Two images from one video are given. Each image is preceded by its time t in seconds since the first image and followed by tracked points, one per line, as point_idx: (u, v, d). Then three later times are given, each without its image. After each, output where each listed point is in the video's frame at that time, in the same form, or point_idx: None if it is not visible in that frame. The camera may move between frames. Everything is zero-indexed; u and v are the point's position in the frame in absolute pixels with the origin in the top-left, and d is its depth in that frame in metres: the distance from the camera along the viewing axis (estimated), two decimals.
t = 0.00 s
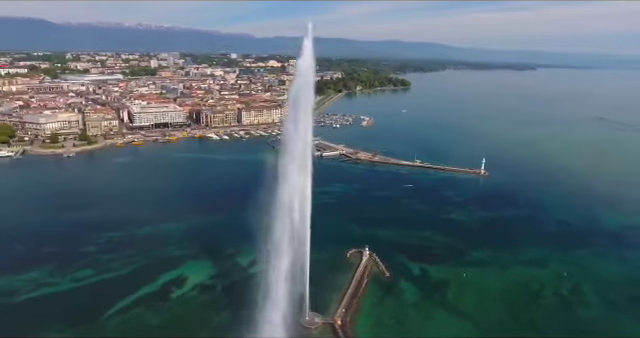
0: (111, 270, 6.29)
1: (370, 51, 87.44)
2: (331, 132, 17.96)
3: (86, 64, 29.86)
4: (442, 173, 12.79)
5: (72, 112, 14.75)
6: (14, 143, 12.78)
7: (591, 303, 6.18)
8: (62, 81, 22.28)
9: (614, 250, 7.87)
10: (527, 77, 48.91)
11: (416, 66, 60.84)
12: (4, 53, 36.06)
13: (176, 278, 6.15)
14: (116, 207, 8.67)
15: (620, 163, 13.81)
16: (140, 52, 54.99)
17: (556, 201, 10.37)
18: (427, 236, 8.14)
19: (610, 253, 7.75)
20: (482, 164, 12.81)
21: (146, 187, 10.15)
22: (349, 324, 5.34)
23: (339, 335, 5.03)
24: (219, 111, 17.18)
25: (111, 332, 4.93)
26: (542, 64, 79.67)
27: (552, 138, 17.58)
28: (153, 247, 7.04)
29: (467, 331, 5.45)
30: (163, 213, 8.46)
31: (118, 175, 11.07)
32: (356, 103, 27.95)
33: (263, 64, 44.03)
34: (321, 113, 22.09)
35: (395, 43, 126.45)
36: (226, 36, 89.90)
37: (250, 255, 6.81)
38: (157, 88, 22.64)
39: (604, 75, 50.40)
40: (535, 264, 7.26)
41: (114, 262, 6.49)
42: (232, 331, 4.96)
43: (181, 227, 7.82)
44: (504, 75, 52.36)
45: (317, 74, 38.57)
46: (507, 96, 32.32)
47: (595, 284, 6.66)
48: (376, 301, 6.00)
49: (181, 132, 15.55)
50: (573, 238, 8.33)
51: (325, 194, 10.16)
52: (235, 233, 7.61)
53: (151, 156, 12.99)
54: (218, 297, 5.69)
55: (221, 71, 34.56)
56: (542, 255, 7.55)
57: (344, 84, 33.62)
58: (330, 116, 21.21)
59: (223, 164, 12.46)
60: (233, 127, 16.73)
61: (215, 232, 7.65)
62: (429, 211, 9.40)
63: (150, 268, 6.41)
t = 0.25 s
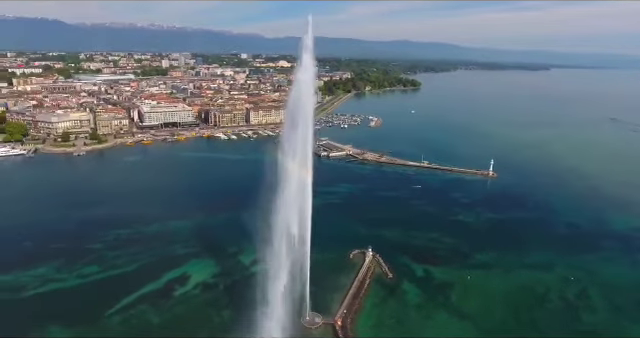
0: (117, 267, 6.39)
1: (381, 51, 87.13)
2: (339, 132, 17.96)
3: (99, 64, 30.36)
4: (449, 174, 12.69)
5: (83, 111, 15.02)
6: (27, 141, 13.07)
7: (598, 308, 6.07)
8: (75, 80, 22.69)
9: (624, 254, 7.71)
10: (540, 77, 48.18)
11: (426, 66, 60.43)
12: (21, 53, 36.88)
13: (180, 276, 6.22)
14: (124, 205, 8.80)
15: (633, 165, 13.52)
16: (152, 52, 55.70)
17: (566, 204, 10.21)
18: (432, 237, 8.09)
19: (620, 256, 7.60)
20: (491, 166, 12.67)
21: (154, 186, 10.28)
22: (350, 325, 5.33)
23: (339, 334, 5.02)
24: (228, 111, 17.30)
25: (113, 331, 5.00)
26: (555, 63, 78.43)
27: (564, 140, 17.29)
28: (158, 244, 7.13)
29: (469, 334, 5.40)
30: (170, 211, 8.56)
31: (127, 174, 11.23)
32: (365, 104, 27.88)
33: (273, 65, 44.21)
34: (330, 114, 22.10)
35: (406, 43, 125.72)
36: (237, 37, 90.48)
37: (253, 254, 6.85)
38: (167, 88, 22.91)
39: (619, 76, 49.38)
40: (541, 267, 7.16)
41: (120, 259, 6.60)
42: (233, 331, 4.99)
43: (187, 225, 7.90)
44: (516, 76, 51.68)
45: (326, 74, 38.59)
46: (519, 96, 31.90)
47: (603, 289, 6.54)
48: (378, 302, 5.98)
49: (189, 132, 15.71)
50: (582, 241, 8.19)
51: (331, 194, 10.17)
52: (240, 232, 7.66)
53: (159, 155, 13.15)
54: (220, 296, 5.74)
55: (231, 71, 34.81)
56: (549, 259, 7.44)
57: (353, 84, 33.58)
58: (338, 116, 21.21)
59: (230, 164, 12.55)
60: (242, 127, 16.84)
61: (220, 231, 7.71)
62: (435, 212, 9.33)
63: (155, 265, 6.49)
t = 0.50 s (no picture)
0: (121, 265, 6.46)
1: (390, 51, 86.88)
2: (345, 132, 17.94)
3: (110, 65, 30.77)
4: (456, 175, 12.58)
5: (93, 111, 15.24)
6: (37, 140, 13.29)
7: (604, 312, 5.95)
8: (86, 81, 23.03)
9: (634, 258, 7.55)
10: (552, 77, 47.52)
11: (435, 66, 60.06)
12: (34, 54, 37.59)
13: (182, 275, 6.26)
14: (130, 204, 8.90)
15: None
16: (162, 52, 56.31)
17: (575, 206, 10.04)
18: (436, 239, 8.02)
19: (629, 260, 7.44)
20: (498, 167, 12.54)
21: (160, 185, 10.37)
22: (351, 325, 5.31)
23: (339, 335, 5.01)
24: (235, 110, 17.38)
25: (116, 328, 5.05)
26: (567, 64, 77.34)
27: (574, 141, 17.02)
28: (163, 243, 7.19)
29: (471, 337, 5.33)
30: (175, 210, 8.62)
31: (134, 173, 11.36)
32: (372, 104, 27.83)
33: (281, 65, 44.36)
34: (337, 114, 22.09)
35: (415, 43, 125.06)
36: (246, 37, 91.01)
37: (255, 253, 6.86)
38: (176, 88, 23.14)
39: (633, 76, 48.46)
40: (547, 270, 7.05)
41: (124, 258, 6.67)
42: (234, 330, 4.99)
43: (191, 224, 7.96)
44: (527, 76, 51.05)
45: (334, 74, 38.58)
46: (529, 97, 31.50)
47: (610, 293, 6.41)
48: (380, 303, 5.95)
49: (197, 131, 15.83)
50: (591, 244, 8.04)
51: (335, 195, 10.15)
52: (243, 231, 7.68)
53: (167, 154, 13.28)
54: (221, 295, 5.76)
55: (240, 71, 35.00)
56: (556, 261, 7.32)
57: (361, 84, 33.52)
58: (345, 116, 21.19)
59: (235, 163, 12.60)
60: (248, 127, 16.91)
61: (224, 230, 7.74)
62: (440, 213, 9.25)
63: (158, 264, 6.54)
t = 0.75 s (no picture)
0: (126, 262, 6.55)
1: (399, 51, 86.53)
2: (352, 132, 17.92)
3: (121, 65, 31.18)
4: (463, 176, 12.47)
5: (103, 110, 15.46)
6: (48, 139, 13.53)
7: (611, 317, 5.85)
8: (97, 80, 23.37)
9: None
10: (564, 78, 46.81)
11: (445, 67, 59.65)
12: (47, 54, 38.29)
13: (185, 273, 6.32)
14: (137, 202, 9.01)
15: None
16: (172, 53, 56.84)
17: (583, 208, 9.88)
18: (441, 240, 7.97)
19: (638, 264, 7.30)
20: (506, 168, 12.39)
21: (167, 183, 10.48)
22: (352, 326, 5.31)
23: (339, 336, 5.00)
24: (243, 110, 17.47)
25: (118, 324, 5.11)
26: (580, 64, 76.22)
27: (585, 142, 16.76)
28: (167, 241, 7.27)
29: None
30: (180, 209, 8.71)
31: (142, 172, 11.49)
32: (380, 104, 27.73)
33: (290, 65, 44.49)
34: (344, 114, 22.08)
35: (425, 43, 124.27)
36: (256, 37, 91.47)
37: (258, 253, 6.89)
38: (185, 88, 23.34)
39: None
40: (553, 273, 6.95)
41: (130, 255, 6.75)
42: (234, 329, 5.01)
43: (196, 223, 8.02)
44: (538, 76, 50.40)
45: (343, 74, 38.56)
46: (540, 97, 31.09)
47: (617, 297, 6.30)
48: (381, 304, 5.94)
49: (204, 131, 15.95)
50: (598, 247, 7.91)
51: (340, 195, 10.14)
52: (247, 230, 7.73)
53: (174, 153, 13.40)
54: (223, 293, 5.81)
55: (249, 71, 35.19)
56: (562, 265, 7.21)
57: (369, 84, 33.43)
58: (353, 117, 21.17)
59: (242, 163, 12.67)
60: (256, 127, 16.99)
61: (228, 229, 7.79)
62: (446, 215, 9.19)
63: (162, 262, 6.62)
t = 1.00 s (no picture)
0: (131, 260, 6.62)
1: (410, 52, 86.09)
2: (360, 133, 17.86)
3: (133, 65, 31.65)
4: (470, 177, 12.34)
5: (113, 109, 15.68)
6: (59, 138, 13.78)
7: (618, 322, 5.72)
8: (109, 80, 23.70)
9: None
10: (577, 78, 45.99)
11: (456, 67, 59.20)
12: (61, 54, 39.01)
13: (188, 272, 6.37)
14: (144, 201, 9.11)
15: None
16: (183, 53, 57.41)
17: (594, 211, 9.67)
18: (445, 242, 7.89)
19: None
20: (515, 170, 12.20)
21: (174, 182, 10.58)
22: (352, 326, 5.29)
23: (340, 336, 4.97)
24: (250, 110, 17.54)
25: (121, 321, 5.17)
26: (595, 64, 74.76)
27: (597, 144, 16.43)
28: (172, 239, 7.34)
29: None
30: (185, 207, 8.78)
31: (149, 170, 11.61)
32: (389, 104, 27.59)
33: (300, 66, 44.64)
34: (352, 115, 22.04)
35: (436, 43, 123.31)
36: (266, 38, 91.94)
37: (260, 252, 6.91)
38: (195, 88, 23.53)
39: None
40: (560, 277, 6.83)
41: (135, 253, 6.83)
42: (233, 329, 5.02)
43: (201, 222, 8.06)
44: (551, 77, 49.58)
45: (352, 75, 38.50)
46: (553, 98, 30.59)
47: (625, 303, 6.16)
48: (382, 305, 5.91)
49: (212, 131, 16.06)
50: (608, 251, 7.73)
51: (345, 195, 10.12)
52: (250, 230, 7.76)
53: (182, 152, 13.52)
54: (225, 292, 5.83)
55: (258, 71, 35.35)
56: (569, 269, 7.08)
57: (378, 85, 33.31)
58: (361, 117, 21.15)
59: (248, 162, 12.73)
60: (263, 127, 17.05)
61: (232, 228, 7.84)
62: (451, 216, 9.11)
63: (166, 260, 6.68)
